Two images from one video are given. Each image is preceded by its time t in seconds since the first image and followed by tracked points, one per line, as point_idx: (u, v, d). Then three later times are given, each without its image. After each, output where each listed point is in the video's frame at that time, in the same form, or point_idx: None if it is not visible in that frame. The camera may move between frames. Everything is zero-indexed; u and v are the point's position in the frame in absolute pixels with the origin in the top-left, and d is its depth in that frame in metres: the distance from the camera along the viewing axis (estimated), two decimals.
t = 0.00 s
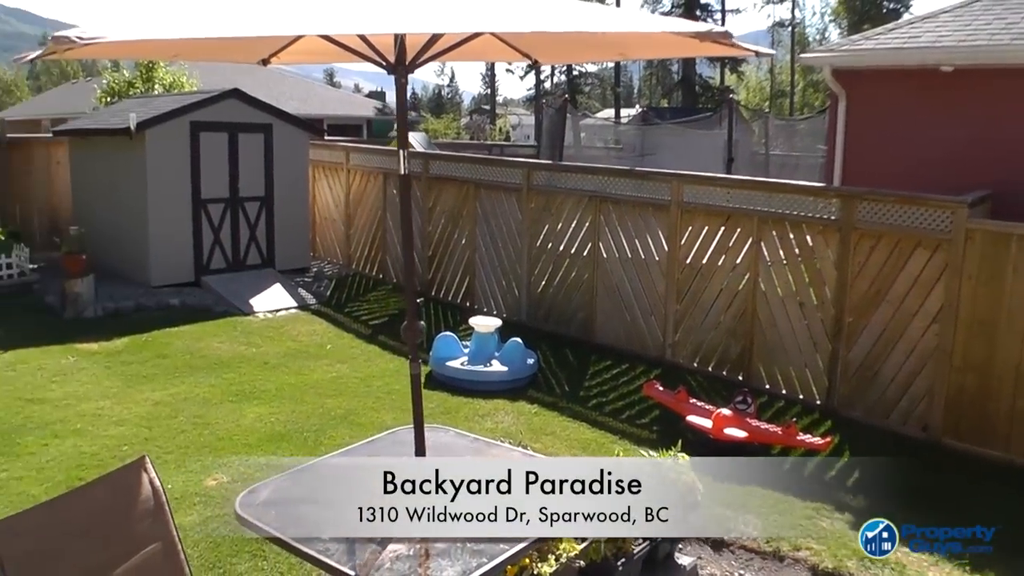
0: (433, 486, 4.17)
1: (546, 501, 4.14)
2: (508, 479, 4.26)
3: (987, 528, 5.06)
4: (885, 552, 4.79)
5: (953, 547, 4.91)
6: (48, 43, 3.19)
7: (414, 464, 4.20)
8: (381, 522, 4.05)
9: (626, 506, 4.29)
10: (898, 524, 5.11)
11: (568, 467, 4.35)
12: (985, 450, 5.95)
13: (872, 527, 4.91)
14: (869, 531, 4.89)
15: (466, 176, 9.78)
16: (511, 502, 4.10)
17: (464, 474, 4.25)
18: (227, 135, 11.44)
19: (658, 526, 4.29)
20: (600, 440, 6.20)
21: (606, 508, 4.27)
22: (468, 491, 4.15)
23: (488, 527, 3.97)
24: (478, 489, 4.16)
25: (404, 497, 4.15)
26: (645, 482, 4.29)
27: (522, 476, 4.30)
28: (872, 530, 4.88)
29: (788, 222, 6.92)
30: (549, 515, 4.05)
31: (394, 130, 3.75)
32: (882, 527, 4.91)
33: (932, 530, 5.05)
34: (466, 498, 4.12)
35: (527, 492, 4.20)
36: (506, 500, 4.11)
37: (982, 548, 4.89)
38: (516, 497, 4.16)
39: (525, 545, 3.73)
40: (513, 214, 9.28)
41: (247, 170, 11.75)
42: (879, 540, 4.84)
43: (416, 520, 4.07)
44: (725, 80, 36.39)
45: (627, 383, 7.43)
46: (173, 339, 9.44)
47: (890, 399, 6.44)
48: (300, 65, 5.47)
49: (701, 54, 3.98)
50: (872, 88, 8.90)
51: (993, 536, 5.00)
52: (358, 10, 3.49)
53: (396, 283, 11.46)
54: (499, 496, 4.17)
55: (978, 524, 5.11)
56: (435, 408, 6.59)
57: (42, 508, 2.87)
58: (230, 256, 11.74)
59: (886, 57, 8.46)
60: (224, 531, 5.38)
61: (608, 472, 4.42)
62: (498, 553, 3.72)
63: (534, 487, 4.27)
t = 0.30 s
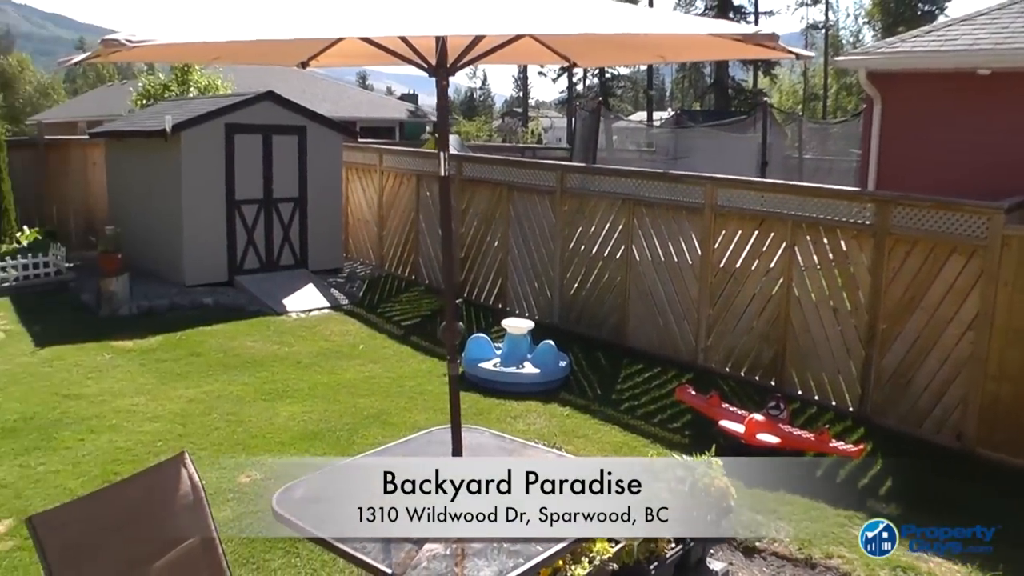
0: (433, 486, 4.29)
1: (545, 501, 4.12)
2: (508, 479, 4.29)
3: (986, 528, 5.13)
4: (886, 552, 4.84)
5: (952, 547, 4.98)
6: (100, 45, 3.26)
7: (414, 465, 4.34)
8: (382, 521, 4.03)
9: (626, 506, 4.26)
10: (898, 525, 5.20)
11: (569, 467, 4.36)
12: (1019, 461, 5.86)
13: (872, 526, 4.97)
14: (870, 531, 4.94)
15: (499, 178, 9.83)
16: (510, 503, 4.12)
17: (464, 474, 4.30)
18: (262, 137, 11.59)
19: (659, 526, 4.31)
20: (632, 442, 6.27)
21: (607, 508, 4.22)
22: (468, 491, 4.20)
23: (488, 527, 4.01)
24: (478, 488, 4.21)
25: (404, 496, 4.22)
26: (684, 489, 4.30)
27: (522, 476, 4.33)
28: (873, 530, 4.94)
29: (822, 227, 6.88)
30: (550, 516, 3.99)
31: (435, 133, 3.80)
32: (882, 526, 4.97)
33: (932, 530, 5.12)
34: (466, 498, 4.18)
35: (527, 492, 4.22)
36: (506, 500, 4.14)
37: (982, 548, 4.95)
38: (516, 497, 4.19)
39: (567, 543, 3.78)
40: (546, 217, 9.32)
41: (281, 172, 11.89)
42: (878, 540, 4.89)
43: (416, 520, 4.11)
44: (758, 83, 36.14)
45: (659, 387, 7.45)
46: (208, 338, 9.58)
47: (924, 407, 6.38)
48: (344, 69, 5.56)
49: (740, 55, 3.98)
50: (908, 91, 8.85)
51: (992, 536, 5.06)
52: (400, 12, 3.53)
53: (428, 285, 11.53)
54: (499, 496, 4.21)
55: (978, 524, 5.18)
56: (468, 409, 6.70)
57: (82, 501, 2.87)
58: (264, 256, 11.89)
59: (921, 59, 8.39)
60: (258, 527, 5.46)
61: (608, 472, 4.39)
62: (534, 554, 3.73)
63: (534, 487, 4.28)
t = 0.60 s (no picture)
0: (433, 486, 4.27)
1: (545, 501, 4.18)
2: (508, 479, 4.27)
3: (986, 528, 5.17)
4: (885, 552, 4.89)
5: (952, 547, 5.01)
6: (144, 45, 3.32)
7: (414, 465, 4.33)
8: (381, 521, 4.04)
9: (626, 506, 4.20)
10: (898, 525, 5.25)
11: (569, 468, 4.44)
12: None
13: (872, 527, 5.02)
14: (870, 531, 4.99)
15: (532, 180, 9.86)
16: (511, 502, 4.15)
17: (464, 473, 4.30)
18: (295, 138, 11.70)
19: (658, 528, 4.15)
20: (665, 445, 6.28)
21: (606, 508, 4.16)
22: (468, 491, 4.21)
23: (488, 527, 4.04)
24: (478, 488, 4.20)
25: (404, 497, 4.19)
26: (717, 493, 4.15)
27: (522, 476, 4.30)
28: (873, 530, 5.00)
29: (855, 230, 6.83)
30: (550, 515, 4.10)
31: (473, 135, 3.83)
32: (882, 527, 5.03)
33: (932, 530, 5.18)
34: (466, 498, 4.18)
35: (527, 492, 4.24)
36: (506, 500, 4.17)
37: (982, 547, 4.98)
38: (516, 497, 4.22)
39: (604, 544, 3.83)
40: (579, 218, 9.33)
41: (314, 173, 12.00)
42: (878, 540, 4.93)
43: (416, 520, 4.08)
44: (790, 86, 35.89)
45: (689, 390, 7.44)
46: (241, 337, 9.69)
47: (956, 414, 6.30)
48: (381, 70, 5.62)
49: (776, 56, 3.97)
50: (942, 94, 8.75)
51: (992, 536, 5.10)
52: (441, 13, 3.56)
53: (459, 286, 11.58)
54: (499, 496, 4.22)
55: (978, 525, 5.22)
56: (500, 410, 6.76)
57: (120, 497, 2.88)
58: (296, 257, 12.02)
59: (957, 61, 8.29)
60: (291, 525, 5.53)
61: (608, 472, 4.45)
62: (569, 557, 3.76)
63: (534, 486, 4.31)
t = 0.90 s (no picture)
0: (433, 486, 4.44)
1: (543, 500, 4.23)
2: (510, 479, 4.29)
3: (987, 528, 5.22)
4: (884, 552, 4.92)
5: (953, 547, 5.05)
6: (189, 45, 3.38)
7: (414, 465, 4.48)
8: (384, 522, 4.15)
9: (626, 506, 4.18)
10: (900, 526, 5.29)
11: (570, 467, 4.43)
12: None
13: (871, 528, 5.04)
14: (871, 532, 5.00)
15: (564, 181, 9.88)
16: (510, 503, 4.23)
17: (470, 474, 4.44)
18: (327, 138, 11.82)
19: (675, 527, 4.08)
20: (696, 448, 6.28)
21: (606, 508, 4.15)
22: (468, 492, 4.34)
23: (487, 526, 4.12)
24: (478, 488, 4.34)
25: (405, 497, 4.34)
26: (748, 498, 4.17)
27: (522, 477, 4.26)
28: (871, 532, 4.99)
29: (888, 233, 6.77)
30: (551, 516, 4.12)
31: (510, 134, 3.86)
32: (881, 528, 5.08)
33: (932, 531, 5.23)
34: (466, 499, 4.31)
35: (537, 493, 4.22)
36: (506, 500, 4.24)
37: (982, 547, 5.03)
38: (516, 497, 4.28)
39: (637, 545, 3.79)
40: (610, 220, 9.34)
41: (347, 174, 12.11)
42: (878, 540, 4.96)
43: (416, 520, 4.22)
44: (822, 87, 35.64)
45: (720, 393, 7.43)
46: (273, 334, 9.81)
47: (989, 421, 6.22)
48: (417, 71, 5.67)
49: (813, 56, 3.97)
50: (978, 95, 8.64)
51: (992, 536, 5.14)
52: (482, 12, 3.60)
53: (491, 287, 11.63)
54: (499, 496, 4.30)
55: (978, 525, 5.26)
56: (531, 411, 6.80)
57: (149, 492, 2.85)
58: (328, 256, 12.13)
59: (994, 62, 8.18)
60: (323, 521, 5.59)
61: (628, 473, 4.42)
62: (603, 557, 3.76)
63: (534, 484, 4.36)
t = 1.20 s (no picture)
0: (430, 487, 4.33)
1: (543, 502, 4.17)
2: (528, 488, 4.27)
3: (986, 528, 5.29)
4: (883, 552, 4.98)
5: (953, 547, 5.11)
6: (232, 45, 3.42)
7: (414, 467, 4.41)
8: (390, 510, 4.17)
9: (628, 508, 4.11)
10: (899, 525, 5.33)
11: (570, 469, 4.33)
12: None
13: (871, 529, 5.14)
14: (872, 533, 5.07)
15: (597, 182, 9.89)
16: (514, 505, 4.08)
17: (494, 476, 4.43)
18: (360, 138, 11.92)
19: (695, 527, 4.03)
20: (727, 451, 6.28)
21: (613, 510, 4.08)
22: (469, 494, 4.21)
23: (490, 526, 3.94)
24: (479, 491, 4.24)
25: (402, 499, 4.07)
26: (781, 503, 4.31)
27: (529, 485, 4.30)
28: (871, 533, 5.07)
29: (921, 237, 6.71)
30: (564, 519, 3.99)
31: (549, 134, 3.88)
32: (882, 528, 5.16)
33: (932, 530, 5.29)
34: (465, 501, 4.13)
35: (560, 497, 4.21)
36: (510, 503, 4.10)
37: (982, 547, 5.09)
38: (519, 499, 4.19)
39: (671, 547, 3.67)
40: (643, 221, 9.34)
41: (380, 174, 12.21)
42: (878, 540, 5.04)
43: (416, 519, 3.91)
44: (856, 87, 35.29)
45: (752, 396, 7.42)
46: (305, 332, 9.93)
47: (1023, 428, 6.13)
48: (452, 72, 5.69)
49: (851, 56, 3.95)
50: (1015, 96, 8.53)
51: (992, 536, 5.21)
52: (521, 12, 3.62)
53: (522, 287, 11.67)
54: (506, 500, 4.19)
55: (978, 524, 5.34)
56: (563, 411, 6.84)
57: (185, 484, 2.89)
58: (361, 255, 12.24)
59: None
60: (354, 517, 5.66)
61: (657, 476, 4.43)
62: (637, 559, 3.66)
63: (533, 486, 4.34)
